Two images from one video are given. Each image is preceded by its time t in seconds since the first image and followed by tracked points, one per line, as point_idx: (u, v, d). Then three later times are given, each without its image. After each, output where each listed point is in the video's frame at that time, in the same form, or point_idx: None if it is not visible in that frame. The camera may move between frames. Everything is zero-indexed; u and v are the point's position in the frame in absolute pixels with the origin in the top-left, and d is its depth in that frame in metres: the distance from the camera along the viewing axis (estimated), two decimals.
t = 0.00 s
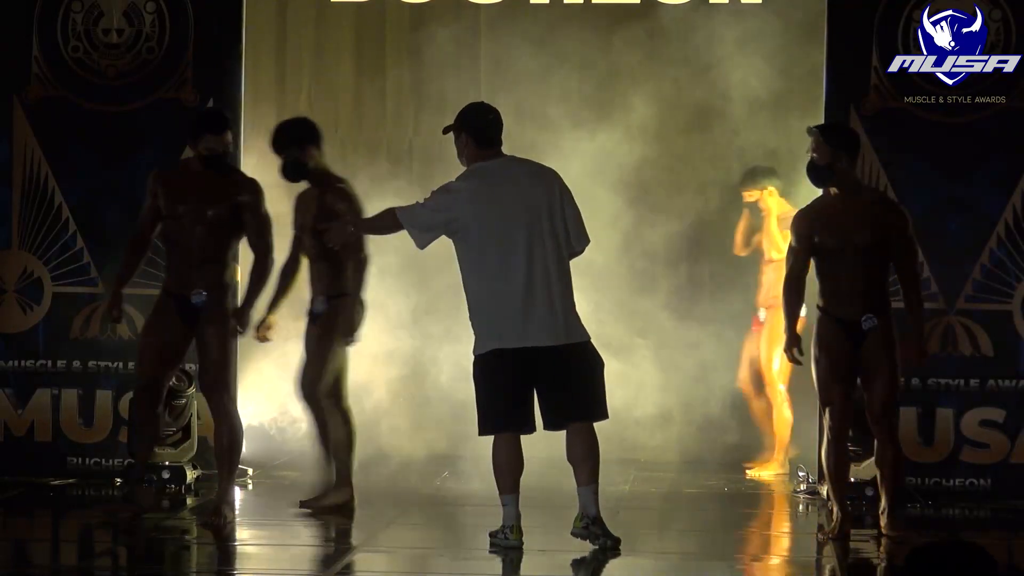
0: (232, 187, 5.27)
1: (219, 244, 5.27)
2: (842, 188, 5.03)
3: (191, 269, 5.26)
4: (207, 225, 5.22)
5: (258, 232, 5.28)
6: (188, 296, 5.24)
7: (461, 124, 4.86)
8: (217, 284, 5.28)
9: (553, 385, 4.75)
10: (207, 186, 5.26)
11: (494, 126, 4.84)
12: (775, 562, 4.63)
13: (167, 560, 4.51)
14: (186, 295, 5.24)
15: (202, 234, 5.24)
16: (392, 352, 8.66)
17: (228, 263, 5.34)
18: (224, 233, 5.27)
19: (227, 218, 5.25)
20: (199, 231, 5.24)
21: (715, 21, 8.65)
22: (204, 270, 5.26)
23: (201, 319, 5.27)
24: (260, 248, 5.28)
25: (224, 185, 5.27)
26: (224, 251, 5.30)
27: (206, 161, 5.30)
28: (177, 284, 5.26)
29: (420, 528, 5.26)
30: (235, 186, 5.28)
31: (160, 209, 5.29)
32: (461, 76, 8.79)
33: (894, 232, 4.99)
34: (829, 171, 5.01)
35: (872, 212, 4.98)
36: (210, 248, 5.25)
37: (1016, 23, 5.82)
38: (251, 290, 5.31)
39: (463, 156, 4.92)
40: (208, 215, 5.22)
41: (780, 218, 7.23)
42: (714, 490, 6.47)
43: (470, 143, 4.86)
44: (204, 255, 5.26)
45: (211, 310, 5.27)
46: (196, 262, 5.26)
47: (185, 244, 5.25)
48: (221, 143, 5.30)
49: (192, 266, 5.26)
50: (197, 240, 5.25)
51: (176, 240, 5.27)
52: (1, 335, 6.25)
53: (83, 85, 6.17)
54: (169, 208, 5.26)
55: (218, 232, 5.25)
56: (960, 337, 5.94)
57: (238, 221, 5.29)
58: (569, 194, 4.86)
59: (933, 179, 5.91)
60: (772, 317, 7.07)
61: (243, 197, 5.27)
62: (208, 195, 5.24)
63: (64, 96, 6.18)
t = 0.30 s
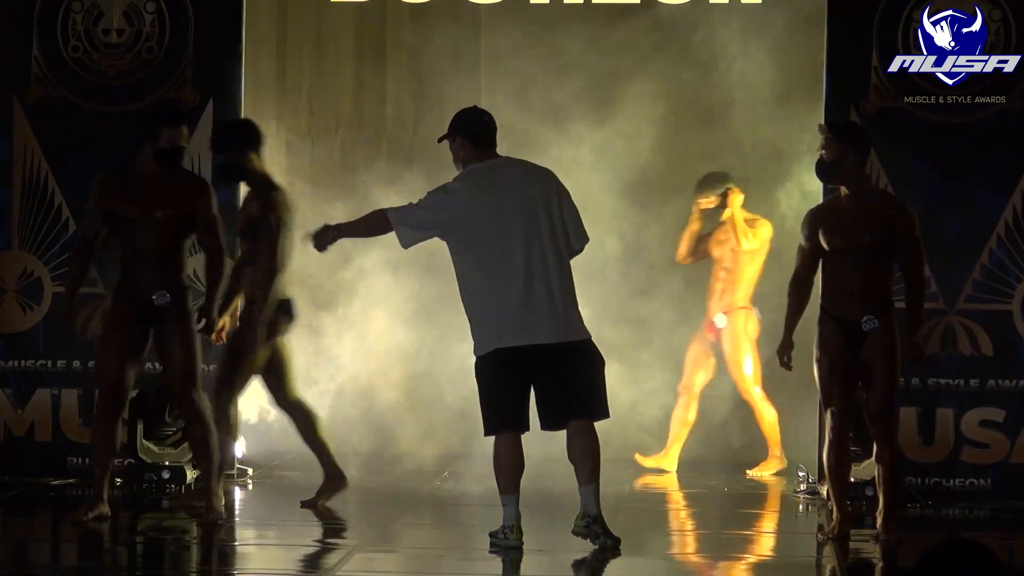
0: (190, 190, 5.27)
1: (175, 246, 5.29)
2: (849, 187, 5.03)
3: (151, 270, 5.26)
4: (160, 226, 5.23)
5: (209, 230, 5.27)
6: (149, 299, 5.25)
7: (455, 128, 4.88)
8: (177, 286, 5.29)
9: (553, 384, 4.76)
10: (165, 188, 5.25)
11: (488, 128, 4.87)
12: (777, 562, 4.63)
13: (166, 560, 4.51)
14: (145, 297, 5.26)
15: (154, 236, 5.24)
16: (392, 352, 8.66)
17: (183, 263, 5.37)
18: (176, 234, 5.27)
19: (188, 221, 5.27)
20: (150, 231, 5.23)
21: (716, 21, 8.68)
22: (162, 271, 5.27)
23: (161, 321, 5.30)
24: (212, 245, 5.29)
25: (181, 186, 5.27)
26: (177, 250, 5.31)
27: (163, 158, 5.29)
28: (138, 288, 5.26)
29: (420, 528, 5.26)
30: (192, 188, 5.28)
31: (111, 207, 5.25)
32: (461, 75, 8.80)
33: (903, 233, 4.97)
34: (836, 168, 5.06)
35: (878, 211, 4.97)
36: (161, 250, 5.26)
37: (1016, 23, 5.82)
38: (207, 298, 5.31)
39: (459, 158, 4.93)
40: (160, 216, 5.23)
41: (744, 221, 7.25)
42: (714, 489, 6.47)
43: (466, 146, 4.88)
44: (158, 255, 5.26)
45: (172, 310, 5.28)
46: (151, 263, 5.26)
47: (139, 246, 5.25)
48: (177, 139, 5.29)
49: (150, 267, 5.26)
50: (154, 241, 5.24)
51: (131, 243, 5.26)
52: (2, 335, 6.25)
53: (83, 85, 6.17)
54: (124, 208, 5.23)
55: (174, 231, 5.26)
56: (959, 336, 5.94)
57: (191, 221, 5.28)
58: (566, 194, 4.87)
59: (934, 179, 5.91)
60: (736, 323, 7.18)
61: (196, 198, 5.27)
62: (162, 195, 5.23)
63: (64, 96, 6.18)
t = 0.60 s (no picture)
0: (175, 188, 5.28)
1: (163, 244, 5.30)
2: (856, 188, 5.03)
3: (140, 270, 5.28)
4: (147, 223, 5.24)
5: (198, 227, 5.34)
6: (143, 297, 5.27)
7: (447, 132, 4.89)
8: (171, 285, 5.33)
9: (555, 383, 4.76)
10: (151, 185, 5.26)
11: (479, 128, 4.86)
12: (779, 562, 4.63)
13: (167, 560, 4.50)
14: (142, 295, 5.27)
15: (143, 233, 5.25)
16: (392, 352, 8.66)
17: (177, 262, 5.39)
18: (166, 231, 5.29)
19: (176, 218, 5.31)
20: (140, 227, 5.24)
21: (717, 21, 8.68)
22: (151, 268, 5.28)
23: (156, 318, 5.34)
24: (200, 240, 5.37)
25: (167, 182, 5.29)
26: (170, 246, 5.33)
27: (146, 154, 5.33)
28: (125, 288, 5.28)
29: (422, 528, 5.26)
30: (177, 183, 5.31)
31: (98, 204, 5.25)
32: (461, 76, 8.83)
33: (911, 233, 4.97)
34: (844, 168, 5.03)
35: (884, 210, 4.97)
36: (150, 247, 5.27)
37: (1016, 23, 5.82)
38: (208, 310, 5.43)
39: (454, 160, 4.93)
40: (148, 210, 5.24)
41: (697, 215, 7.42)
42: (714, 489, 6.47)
43: (460, 148, 4.88)
44: (148, 252, 5.28)
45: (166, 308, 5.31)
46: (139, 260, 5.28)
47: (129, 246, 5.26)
48: (160, 131, 5.36)
49: (140, 265, 5.28)
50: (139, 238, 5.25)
51: (121, 241, 5.27)
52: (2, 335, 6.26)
53: (83, 84, 6.18)
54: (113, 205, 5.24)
55: (160, 228, 5.28)
56: (959, 336, 5.94)
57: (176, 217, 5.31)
58: (562, 194, 4.87)
59: (933, 180, 5.91)
60: (692, 317, 7.41)
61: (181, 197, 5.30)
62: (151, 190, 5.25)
63: (65, 96, 6.18)
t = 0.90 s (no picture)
0: (219, 193, 5.19)
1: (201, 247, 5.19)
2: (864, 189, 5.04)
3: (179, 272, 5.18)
4: (187, 228, 5.16)
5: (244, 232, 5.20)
6: (187, 301, 5.17)
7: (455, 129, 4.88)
8: (215, 289, 5.21)
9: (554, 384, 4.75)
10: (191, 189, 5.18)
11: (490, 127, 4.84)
12: (779, 562, 4.63)
13: (167, 560, 4.51)
14: (185, 298, 5.17)
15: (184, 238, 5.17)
16: (392, 352, 8.66)
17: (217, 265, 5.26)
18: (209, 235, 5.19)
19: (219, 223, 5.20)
20: (185, 232, 5.17)
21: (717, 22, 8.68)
22: (194, 272, 5.18)
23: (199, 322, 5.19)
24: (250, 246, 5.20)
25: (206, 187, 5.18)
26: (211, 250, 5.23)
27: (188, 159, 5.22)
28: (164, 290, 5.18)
29: (422, 528, 5.26)
30: (219, 188, 5.20)
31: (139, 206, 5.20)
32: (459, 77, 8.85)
33: (920, 234, 5.01)
34: (848, 167, 5.06)
35: (891, 209, 4.99)
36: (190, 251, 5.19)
37: (1016, 23, 5.82)
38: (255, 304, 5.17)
39: (462, 158, 4.94)
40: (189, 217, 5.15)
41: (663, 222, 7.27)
42: (714, 489, 6.47)
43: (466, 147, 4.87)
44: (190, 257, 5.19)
45: (210, 313, 5.19)
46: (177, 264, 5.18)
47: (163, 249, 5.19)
48: (205, 140, 5.22)
49: (179, 269, 5.18)
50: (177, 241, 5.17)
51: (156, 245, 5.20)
52: (2, 335, 6.26)
53: (83, 85, 6.18)
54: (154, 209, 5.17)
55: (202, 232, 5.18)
56: (959, 336, 5.94)
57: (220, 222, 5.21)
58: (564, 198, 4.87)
59: (934, 180, 5.91)
60: (658, 322, 7.17)
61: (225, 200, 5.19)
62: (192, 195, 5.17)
63: (65, 96, 6.18)
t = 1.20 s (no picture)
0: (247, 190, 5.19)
1: (228, 246, 5.18)
2: (873, 188, 5.03)
3: (206, 270, 5.17)
4: (216, 225, 5.15)
5: (276, 227, 5.25)
6: (215, 297, 5.16)
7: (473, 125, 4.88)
8: (243, 285, 5.20)
9: (553, 384, 4.74)
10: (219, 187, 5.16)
11: (507, 124, 4.85)
12: (779, 562, 4.63)
13: (166, 560, 4.51)
14: (212, 294, 5.16)
15: (214, 236, 5.16)
16: (392, 352, 8.67)
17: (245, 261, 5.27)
18: (238, 232, 5.19)
19: (248, 220, 5.21)
20: (213, 229, 5.15)
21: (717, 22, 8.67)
22: (221, 269, 5.17)
23: (224, 319, 5.17)
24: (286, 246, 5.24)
25: (232, 186, 5.17)
26: (237, 248, 5.21)
27: (215, 159, 5.17)
28: (190, 287, 5.18)
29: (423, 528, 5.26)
30: (247, 185, 5.20)
31: (168, 203, 5.15)
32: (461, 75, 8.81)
33: (929, 236, 5.02)
34: (858, 166, 5.04)
35: (897, 209, 5.00)
36: (218, 249, 5.17)
37: (1016, 23, 5.82)
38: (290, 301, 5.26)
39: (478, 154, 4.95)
40: (217, 215, 5.14)
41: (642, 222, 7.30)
42: (713, 489, 6.47)
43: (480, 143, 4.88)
44: (219, 254, 5.18)
45: (238, 310, 5.18)
46: (204, 260, 5.17)
47: (189, 246, 5.17)
48: (234, 143, 5.16)
49: (206, 266, 5.17)
50: (204, 238, 5.16)
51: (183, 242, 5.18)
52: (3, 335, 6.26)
53: (83, 85, 6.17)
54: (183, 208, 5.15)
55: (229, 229, 5.17)
56: (959, 336, 5.94)
57: (249, 219, 5.21)
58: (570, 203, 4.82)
59: (934, 180, 5.91)
60: (629, 320, 7.16)
61: (254, 197, 5.21)
62: (220, 193, 5.15)
63: (64, 96, 6.18)
